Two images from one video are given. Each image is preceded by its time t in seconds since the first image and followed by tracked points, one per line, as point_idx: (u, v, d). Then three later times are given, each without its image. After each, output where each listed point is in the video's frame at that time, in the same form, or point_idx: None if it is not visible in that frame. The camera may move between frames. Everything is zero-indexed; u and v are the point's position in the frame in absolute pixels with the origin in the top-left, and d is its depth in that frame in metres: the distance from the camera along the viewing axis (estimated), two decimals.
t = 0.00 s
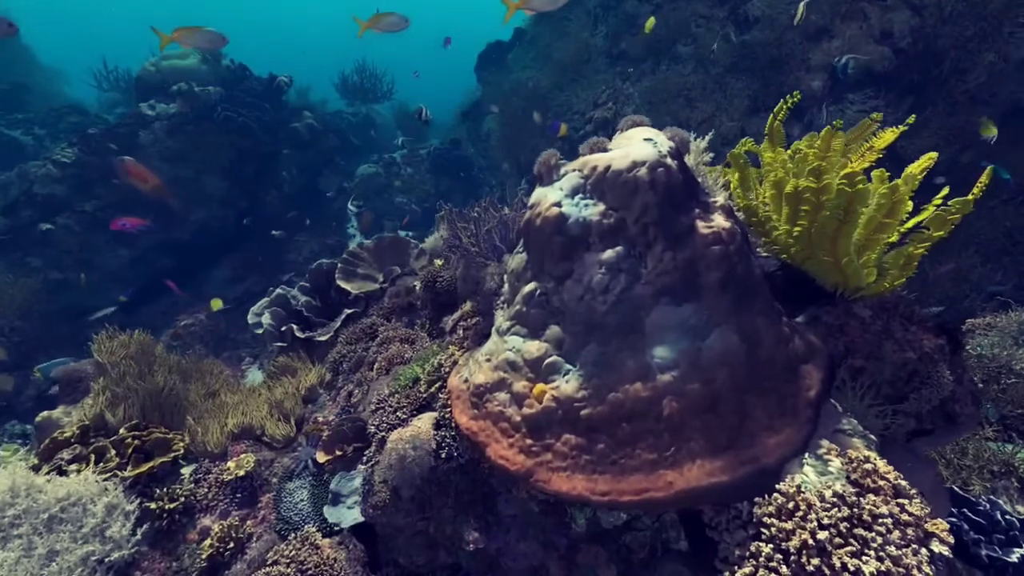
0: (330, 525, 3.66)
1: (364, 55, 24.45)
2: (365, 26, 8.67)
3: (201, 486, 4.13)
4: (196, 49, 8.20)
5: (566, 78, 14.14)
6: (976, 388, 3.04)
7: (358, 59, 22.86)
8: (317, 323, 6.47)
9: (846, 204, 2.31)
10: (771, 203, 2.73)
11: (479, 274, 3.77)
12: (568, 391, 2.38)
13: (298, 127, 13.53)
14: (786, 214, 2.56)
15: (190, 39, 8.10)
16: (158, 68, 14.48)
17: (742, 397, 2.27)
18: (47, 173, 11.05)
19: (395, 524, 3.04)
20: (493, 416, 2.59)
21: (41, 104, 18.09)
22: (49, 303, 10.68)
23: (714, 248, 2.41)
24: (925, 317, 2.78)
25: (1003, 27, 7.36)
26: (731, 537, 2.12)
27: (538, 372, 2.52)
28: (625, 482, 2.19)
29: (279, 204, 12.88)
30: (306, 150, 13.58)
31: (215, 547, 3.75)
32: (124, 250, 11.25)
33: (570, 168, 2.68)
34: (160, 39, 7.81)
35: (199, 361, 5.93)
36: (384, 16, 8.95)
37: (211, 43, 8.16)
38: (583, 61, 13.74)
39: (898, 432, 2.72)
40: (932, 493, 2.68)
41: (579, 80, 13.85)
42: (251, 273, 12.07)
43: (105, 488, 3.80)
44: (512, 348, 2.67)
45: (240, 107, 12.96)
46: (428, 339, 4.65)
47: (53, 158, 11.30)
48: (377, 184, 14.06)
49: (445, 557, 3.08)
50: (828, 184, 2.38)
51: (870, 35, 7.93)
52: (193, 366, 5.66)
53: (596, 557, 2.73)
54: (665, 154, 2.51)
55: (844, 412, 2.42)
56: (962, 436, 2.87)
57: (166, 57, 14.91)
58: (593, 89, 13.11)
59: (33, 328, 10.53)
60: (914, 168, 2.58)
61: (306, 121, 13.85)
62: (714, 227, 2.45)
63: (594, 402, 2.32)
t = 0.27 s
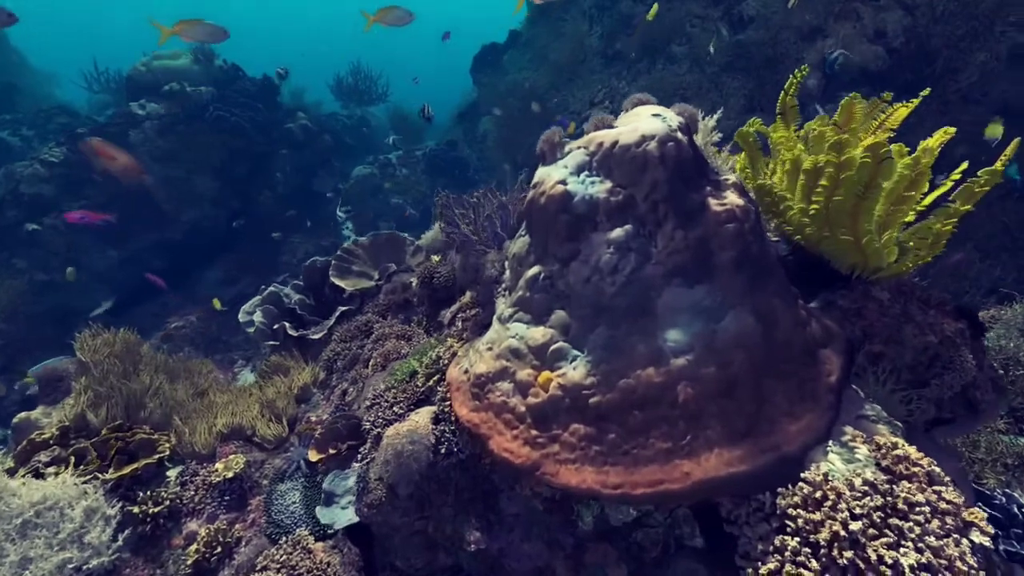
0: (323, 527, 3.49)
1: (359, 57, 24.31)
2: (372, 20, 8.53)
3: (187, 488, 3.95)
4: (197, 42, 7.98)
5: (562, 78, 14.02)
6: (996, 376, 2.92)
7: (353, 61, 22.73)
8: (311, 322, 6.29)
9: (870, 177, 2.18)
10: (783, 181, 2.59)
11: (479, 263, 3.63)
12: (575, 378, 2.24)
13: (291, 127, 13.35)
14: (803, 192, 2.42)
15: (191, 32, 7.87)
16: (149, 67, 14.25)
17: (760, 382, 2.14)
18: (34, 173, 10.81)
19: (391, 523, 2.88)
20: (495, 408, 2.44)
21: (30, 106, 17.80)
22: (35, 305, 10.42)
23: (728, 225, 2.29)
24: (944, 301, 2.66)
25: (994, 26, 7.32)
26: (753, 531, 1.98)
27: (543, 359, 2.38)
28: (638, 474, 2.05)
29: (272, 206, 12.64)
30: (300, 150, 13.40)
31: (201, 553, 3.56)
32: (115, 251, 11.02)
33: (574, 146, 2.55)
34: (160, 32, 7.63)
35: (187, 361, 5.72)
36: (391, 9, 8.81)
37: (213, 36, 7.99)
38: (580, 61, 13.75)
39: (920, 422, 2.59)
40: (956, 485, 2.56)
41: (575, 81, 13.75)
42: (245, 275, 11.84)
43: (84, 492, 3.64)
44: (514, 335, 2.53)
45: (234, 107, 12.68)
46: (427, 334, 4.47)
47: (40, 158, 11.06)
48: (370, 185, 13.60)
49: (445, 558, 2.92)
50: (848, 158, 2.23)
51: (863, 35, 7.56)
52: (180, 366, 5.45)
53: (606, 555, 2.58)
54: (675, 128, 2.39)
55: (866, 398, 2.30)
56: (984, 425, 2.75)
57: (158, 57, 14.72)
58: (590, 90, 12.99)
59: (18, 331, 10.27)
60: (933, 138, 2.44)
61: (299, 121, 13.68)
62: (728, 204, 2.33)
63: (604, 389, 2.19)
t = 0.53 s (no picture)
0: (316, 528, 3.33)
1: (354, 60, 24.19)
2: (377, 13, 8.40)
3: (171, 490, 3.76)
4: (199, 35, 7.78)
5: (557, 78, 13.88)
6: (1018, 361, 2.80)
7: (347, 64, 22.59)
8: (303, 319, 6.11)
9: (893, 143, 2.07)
10: (797, 155, 2.49)
11: (478, 251, 3.50)
12: (584, 361, 2.10)
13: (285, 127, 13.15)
14: (820, 165, 2.31)
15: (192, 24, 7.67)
16: (140, 67, 14.05)
17: (780, 363, 2.01)
18: (20, 173, 10.57)
19: (388, 521, 2.72)
20: (498, 395, 2.29)
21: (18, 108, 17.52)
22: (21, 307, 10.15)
23: (742, 198, 2.17)
24: (964, 281, 2.55)
25: (985, 26, 7.04)
26: (778, 520, 1.84)
27: (548, 343, 2.24)
28: (652, 461, 1.91)
29: (266, 207, 12.42)
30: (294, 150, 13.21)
31: (185, 558, 3.37)
32: (104, 252, 10.79)
33: (579, 120, 2.43)
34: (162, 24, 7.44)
35: (175, 359, 5.53)
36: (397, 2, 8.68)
37: (215, 30, 7.82)
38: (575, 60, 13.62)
39: (942, 407, 2.46)
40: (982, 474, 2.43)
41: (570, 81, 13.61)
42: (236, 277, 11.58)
43: (61, 494, 3.47)
44: (517, 318, 2.38)
45: (225, 106, 12.33)
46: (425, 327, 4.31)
47: (26, 157, 10.82)
48: (365, 185, 13.42)
49: (444, 558, 2.76)
50: (869, 125, 2.12)
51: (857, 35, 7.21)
52: (166, 364, 5.26)
53: (615, 553, 2.42)
54: (684, 97, 2.28)
55: (890, 380, 2.18)
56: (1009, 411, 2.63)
57: (149, 58, 14.54)
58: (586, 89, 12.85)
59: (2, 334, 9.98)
60: (951, 105, 2.34)
61: (292, 121, 13.49)
62: (741, 176, 2.21)
63: (615, 371, 2.05)
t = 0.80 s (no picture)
0: (307, 528, 3.16)
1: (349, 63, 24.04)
2: (382, 7, 8.27)
3: (153, 491, 3.56)
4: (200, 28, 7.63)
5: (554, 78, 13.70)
6: None
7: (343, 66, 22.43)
8: (296, 316, 5.93)
9: (918, 104, 1.97)
10: (813, 125, 2.38)
11: (477, 236, 3.37)
12: (592, 338, 1.97)
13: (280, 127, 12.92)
14: (837, 132, 2.21)
15: (194, 17, 7.52)
16: (131, 67, 13.84)
17: (801, 338, 1.89)
18: (4, 172, 10.32)
19: (382, 517, 2.57)
20: (500, 378, 2.15)
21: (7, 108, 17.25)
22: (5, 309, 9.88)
23: (756, 167, 2.05)
24: (984, 259, 2.45)
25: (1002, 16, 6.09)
26: (806, 505, 1.70)
27: (554, 321, 2.11)
28: (668, 443, 1.77)
29: (258, 209, 12.01)
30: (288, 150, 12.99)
31: (167, 561, 3.18)
32: (92, 253, 10.50)
33: (583, 90, 2.32)
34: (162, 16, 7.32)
35: (163, 357, 5.35)
36: None
37: (219, 23, 7.61)
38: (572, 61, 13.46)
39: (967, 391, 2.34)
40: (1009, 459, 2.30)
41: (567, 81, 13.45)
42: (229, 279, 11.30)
43: (33, 495, 3.28)
44: (519, 297, 2.25)
45: (218, 107, 11.81)
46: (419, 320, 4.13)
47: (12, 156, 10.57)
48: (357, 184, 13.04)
49: (442, 555, 2.59)
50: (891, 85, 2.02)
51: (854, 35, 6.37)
52: (150, 362, 5.06)
53: (625, 546, 2.27)
54: (694, 61, 2.17)
55: (914, 357, 2.06)
56: None
57: (141, 58, 14.36)
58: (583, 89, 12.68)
59: None
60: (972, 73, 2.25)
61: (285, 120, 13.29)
62: (754, 144, 2.10)
63: (626, 349, 1.92)
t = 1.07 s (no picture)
0: (297, 526, 3.00)
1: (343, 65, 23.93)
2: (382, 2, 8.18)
3: (134, 490, 3.39)
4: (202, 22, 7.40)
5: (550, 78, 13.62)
6: None
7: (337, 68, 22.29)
8: (287, 313, 5.74)
9: (938, 63, 1.90)
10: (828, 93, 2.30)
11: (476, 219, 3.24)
12: (601, 311, 1.84)
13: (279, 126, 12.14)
14: (853, 97, 2.14)
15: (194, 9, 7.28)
16: (123, 68, 13.67)
17: (822, 308, 1.78)
18: None
19: (377, 510, 2.42)
20: (502, 357, 2.02)
21: None
22: None
23: (771, 131, 1.95)
24: (1005, 232, 2.34)
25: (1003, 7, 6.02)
26: (834, 484, 1.58)
27: (559, 296, 1.98)
28: (684, 420, 1.65)
29: (251, 212, 11.10)
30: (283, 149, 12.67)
31: (146, 564, 2.99)
32: (80, 254, 9.92)
33: (588, 56, 2.21)
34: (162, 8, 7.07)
35: (148, 354, 5.16)
36: None
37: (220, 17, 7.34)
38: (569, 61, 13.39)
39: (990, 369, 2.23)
40: None
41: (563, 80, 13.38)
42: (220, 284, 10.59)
43: (4, 495, 3.06)
44: (521, 274, 2.13)
45: (210, 107, 10.93)
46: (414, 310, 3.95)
47: None
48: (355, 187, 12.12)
49: (440, 551, 2.44)
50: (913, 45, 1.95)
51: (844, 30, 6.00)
52: (136, 359, 4.87)
53: (636, 538, 2.11)
54: (705, 22, 2.07)
55: (941, 330, 1.95)
56: None
57: (132, 58, 14.16)
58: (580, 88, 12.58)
59: None
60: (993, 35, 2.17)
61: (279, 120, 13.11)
62: (768, 108, 1.99)
63: (637, 321, 1.79)
